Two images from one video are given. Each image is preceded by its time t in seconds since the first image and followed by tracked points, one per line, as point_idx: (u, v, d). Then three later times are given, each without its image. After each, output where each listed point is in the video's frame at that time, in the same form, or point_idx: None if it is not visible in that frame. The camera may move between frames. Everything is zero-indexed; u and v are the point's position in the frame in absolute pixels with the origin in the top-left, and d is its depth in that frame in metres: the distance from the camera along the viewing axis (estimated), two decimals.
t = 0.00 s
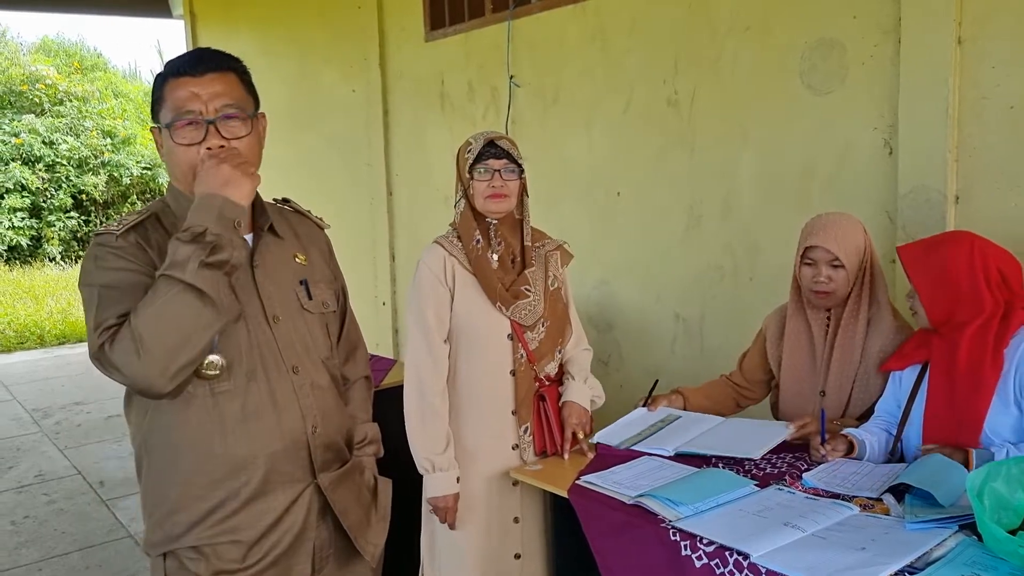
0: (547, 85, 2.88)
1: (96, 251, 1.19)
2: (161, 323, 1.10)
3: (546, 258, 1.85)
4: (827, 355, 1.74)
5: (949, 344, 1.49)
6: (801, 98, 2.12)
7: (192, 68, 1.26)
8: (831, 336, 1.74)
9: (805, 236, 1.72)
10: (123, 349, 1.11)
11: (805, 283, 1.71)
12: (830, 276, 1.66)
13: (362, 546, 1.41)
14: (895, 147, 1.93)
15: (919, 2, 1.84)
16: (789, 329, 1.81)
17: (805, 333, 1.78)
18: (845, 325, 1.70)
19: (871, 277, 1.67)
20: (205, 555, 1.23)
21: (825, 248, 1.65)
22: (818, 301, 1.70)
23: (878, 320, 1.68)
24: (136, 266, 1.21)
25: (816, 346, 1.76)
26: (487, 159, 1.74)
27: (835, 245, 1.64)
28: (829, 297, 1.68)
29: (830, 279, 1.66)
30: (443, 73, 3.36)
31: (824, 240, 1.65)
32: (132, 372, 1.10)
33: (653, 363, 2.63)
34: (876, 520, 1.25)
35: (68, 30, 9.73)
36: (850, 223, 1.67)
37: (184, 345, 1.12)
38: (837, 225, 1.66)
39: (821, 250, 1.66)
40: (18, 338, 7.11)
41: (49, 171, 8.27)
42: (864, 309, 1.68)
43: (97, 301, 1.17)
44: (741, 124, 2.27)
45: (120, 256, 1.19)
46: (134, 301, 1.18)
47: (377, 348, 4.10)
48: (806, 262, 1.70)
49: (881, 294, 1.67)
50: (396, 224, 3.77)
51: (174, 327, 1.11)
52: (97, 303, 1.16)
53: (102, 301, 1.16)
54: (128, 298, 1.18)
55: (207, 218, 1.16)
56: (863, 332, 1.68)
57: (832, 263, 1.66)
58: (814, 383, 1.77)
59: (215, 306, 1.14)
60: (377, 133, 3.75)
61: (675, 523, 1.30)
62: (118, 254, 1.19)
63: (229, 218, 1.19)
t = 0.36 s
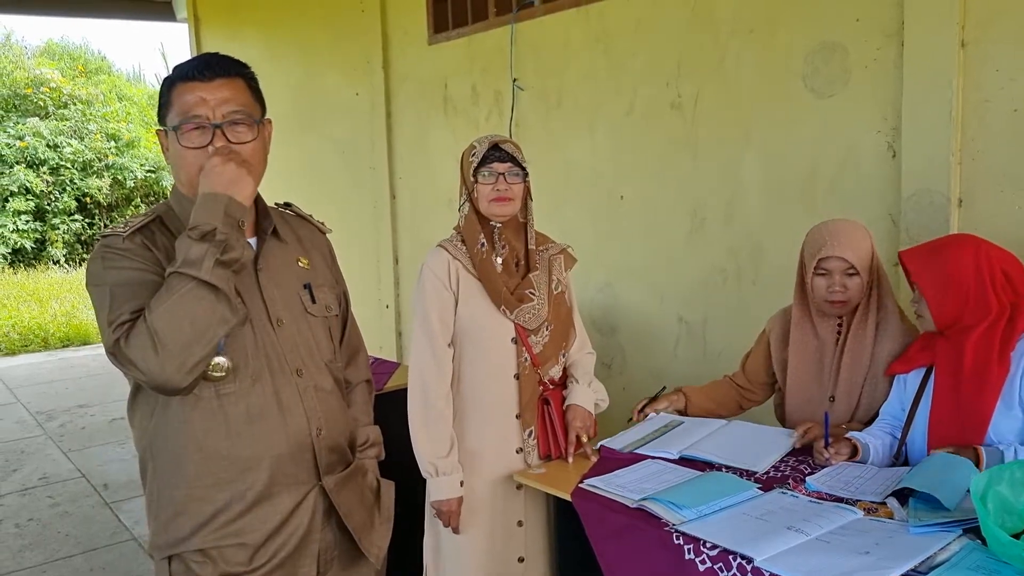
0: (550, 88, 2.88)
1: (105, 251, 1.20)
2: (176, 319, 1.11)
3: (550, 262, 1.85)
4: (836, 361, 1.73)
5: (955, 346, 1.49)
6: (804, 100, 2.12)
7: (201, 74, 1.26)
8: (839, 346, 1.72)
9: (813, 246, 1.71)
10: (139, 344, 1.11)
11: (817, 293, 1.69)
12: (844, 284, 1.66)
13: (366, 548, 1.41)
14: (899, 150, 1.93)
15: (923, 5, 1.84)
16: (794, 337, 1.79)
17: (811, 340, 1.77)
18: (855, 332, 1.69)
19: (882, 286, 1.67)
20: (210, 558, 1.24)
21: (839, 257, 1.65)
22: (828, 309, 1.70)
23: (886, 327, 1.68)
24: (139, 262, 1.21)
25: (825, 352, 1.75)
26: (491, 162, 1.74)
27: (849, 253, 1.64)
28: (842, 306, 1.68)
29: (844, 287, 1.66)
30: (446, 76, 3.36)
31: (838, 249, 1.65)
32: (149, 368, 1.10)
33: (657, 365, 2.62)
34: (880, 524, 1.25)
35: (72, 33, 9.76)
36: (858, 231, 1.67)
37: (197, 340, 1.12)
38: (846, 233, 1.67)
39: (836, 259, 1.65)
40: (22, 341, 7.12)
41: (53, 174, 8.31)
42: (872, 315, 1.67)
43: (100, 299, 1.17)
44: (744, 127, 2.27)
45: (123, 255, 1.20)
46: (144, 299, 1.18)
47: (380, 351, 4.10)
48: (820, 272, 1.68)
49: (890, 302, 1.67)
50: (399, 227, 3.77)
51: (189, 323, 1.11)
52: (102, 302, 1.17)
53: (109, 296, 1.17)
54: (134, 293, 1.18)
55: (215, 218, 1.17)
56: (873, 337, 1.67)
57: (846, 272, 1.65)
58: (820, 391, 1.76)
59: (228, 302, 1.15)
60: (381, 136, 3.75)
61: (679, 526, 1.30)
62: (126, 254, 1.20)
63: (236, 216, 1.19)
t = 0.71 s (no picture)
0: (552, 91, 2.89)
1: (103, 258, 1.20)
2: (172, 328, 1.11)
3: (552, 264, 1.85)
4: (842, 362, 1.73)
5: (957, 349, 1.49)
6: (806, 102, 2.12)
7: (206, 77, 1.26)
8: (846, 343, 1.72)
9: (823, 241, 1.72)
10: (136, 353, 1.12)
11: (821, 285, 1.70)
12: (848, 279, 1.66)
13: (367, 551, 1.41)
14: (900, 152, 1.93)
15: (924, 6, 1.84)
16: (801, 333, 1.79)
17: (818, 338, 1.77)
18: (862, 332, 1.68)
19: (889, 283, 1.67)
20: (212, 561, 1.24)
21: (844, 251, 1.66)
22: (832, 306, 1.70)
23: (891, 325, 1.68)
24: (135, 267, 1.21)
25: (831, 353, 1.75)
26: (493, 165, 1.75)
27: (854, 247, 1.65)
28: (846, 303, 1.67)
29: (847, 282, 1.66)
30: (448, 78, 3.36)
31: (843, 242, 1.66)
32: (147, 377, 1.11)
33: (659, 368, 2.62)
34: (882, 527, 1.25)
35: (75, 36, 9.78)
36: (869, 229, 1.67)
37: (193, 348, 1.13)
38: (856, 230, 1.67)
39: (840, 252, 1.66)
40: (24, 344, 7.13)
41: (56, 177, 8.33)
42: (881, 312, 1.67)
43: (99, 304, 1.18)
44: (746, 129, 2.27)
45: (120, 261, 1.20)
46: (141, 306, 1.19)
47: (382, 353, 4.10)
48: (824, 264, 1.69)
49: (898, 302, 1.67)
50: (401, 230, 3.77)
51: (185, 331, 1.12)
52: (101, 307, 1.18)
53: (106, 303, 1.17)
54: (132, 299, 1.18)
55: (211, 225, 1.16)
56: (881, 339, 1.67)
57: (850, 266, 1.66)
58: (826, 392, 1.76)
59: (224, 309, 1.15)
60: (382, 138, 3.76)
61: (681, 529, 1.30)
62: (126, 261, 1.20)
63: (233, 223, 1.19)
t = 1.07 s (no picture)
0: (553, 92, 2.89)
1: (104, 262, 1.20)
2: (174, 331, 1.11)
3: (554, 265, 1.85)
4: (851, 360, 1.72)
5: (959, 349, 1.49)
6: (806, 103, 2.12)
7: (210, 79, 1.27)
8: (853, 340, 1.72)
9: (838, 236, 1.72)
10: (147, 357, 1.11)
11: (831, 280, 1.69)
12: (857, 275, 1.65)
13: (369, 553, 1.41)
14: (901, 152, 1.93)
15: (925, 7, 1.84)
16: (812, 330, 1.79)
17: (828, 336, 1.77)
18: (873, 328, 1.68)
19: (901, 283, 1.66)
20: (214, 563, 1.24)
21: (855, 246, 1.65)
22: (841, 303, 1.69)
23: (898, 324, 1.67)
24: (136, 267, 1.21)
25: (840, 351, 1.74)
26: (495, 167, 1.75)
27: (866, 243, 1.64)
28: (855, 299, 1.66)
29: (856, 278, 1.65)
30: (449, 79, 3.37)
31: (855, 238, 1.65)
32: (149, 380, 1.11)
33: (661, 368, 2.62)
34: (884, 527, 1.25)
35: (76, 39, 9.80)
36: (884, 228, 1.67)
37: (196, 352, 1.13)
38: (869, 228, 1.67)
39: (851, 247, 1.66)
40: (26, 347, 7.13)
41: (58, 179, 8.35)
42: (891, 309, 1.67)
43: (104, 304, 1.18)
44: (747, 129, 2.28)
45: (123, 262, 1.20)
46: (143, 308, 1.19)
47: (384, 355, 4.10)
48: (836, 259, 1.69)
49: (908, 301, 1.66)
50: (403, 231, 3.78)
51: (194, 332, 1.12)
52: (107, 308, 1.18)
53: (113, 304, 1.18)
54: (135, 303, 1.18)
55: (214, 228, 1.17)
56: (890, 336, 1.67)
57: (860, 262, 1.65)
58: (833, 393, 1.76)
59: (226, 313, 1.15)
60: (384, 140, 3.76)
61: (683, 530, 1.30)
62: (129, 263, 1.21)
63: (236, 225, 1.19)
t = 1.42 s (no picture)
0: (553, 93, 2.89)
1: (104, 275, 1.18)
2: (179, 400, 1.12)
3: (554, 266, 1.85)
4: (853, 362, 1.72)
5: (962, 349, 1.48)
6: (807, 104, 2.12)
7: (215, 76, 1.28)
8: (855, 342, 1.71)
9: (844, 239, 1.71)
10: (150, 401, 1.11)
11: (835, 282, 1.69)
12: (861, 279, 1.64)
13: (369, 554, 1.41)
14: (902, 153, 1.93)
15: (925, 8, 1.84)
16: (816, 331, 1.78)
17: (831, 337, 1.76)
18: (875, 329, 1.68)
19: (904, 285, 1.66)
20: (214, 564, 1.24)
21: (860, 249, 1.64)
22: (844, 305, 1.69)
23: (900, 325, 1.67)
24: (143, 292, 1.19)
25: (842, 352, 1.74)
26: (497, 169, 1.75)
27: (871, 246, 1.64)
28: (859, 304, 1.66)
29: (860, 282, 1.64)
30: (450, 80, 3.37)
31: (860, 241, 1.65)
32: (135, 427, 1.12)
33: (661, 369, 2.62)
34: (884, 528, 1.25)
35: (78, 40, 9.82)
36: (891, 229, 1.66)
37: (191, 428, 1.13)
38: (875, 230, 1.66)
39: (856, 250, 1.65)
40: (28, 347, 7.13)
41: (60, 180, 8.34)
42: (894, 312, 1.66)
43: (102, 321, 1.16)
44: (748, 130, 2.28)
45: (127, 281, 1.18)
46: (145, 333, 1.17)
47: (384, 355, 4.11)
48: (840, 262, 1.68)
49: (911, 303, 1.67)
50: (404, 232, 3.78)
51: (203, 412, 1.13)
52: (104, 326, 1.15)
53: (113, 327, 1.16)
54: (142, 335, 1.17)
55: (266, 335, 1.16)
56: (892, 337, 1.67)
57: (864, 266, 1.64)
58: (835, 395, 1.76)
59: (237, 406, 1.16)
60: (385, 140, 3.76)
61: (683, 531, 1.30)
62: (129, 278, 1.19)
63: (285, 340, 1.17)
